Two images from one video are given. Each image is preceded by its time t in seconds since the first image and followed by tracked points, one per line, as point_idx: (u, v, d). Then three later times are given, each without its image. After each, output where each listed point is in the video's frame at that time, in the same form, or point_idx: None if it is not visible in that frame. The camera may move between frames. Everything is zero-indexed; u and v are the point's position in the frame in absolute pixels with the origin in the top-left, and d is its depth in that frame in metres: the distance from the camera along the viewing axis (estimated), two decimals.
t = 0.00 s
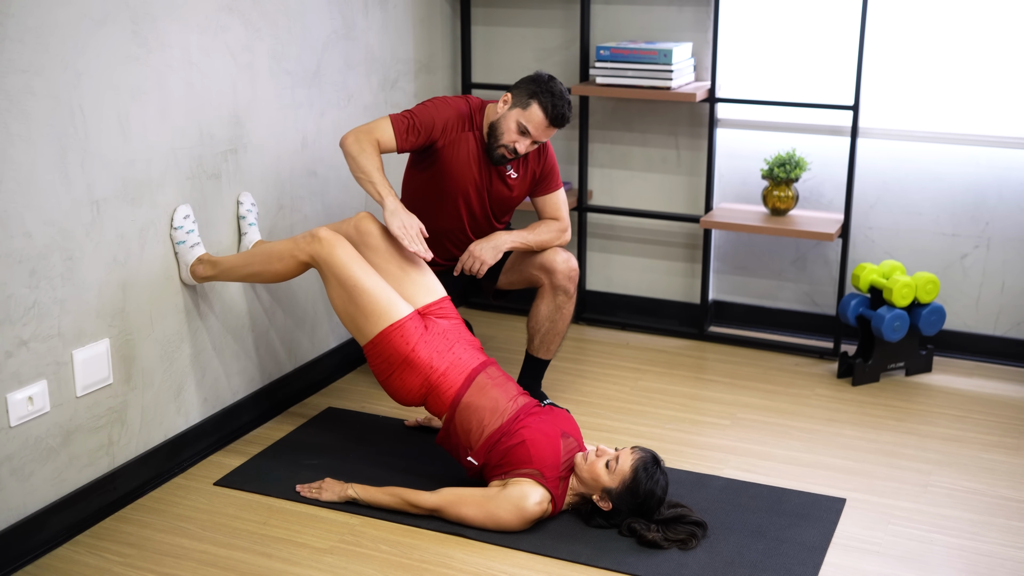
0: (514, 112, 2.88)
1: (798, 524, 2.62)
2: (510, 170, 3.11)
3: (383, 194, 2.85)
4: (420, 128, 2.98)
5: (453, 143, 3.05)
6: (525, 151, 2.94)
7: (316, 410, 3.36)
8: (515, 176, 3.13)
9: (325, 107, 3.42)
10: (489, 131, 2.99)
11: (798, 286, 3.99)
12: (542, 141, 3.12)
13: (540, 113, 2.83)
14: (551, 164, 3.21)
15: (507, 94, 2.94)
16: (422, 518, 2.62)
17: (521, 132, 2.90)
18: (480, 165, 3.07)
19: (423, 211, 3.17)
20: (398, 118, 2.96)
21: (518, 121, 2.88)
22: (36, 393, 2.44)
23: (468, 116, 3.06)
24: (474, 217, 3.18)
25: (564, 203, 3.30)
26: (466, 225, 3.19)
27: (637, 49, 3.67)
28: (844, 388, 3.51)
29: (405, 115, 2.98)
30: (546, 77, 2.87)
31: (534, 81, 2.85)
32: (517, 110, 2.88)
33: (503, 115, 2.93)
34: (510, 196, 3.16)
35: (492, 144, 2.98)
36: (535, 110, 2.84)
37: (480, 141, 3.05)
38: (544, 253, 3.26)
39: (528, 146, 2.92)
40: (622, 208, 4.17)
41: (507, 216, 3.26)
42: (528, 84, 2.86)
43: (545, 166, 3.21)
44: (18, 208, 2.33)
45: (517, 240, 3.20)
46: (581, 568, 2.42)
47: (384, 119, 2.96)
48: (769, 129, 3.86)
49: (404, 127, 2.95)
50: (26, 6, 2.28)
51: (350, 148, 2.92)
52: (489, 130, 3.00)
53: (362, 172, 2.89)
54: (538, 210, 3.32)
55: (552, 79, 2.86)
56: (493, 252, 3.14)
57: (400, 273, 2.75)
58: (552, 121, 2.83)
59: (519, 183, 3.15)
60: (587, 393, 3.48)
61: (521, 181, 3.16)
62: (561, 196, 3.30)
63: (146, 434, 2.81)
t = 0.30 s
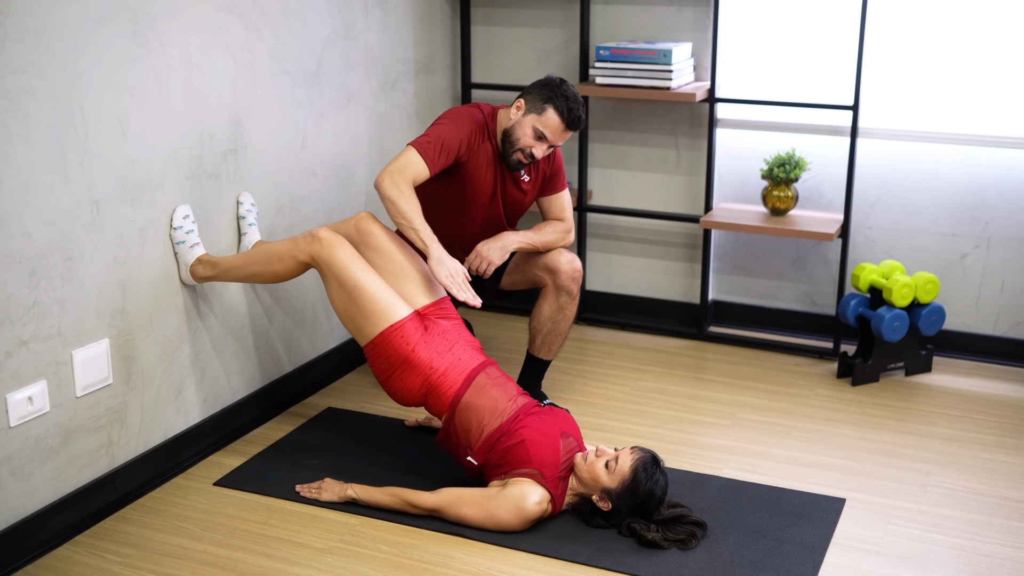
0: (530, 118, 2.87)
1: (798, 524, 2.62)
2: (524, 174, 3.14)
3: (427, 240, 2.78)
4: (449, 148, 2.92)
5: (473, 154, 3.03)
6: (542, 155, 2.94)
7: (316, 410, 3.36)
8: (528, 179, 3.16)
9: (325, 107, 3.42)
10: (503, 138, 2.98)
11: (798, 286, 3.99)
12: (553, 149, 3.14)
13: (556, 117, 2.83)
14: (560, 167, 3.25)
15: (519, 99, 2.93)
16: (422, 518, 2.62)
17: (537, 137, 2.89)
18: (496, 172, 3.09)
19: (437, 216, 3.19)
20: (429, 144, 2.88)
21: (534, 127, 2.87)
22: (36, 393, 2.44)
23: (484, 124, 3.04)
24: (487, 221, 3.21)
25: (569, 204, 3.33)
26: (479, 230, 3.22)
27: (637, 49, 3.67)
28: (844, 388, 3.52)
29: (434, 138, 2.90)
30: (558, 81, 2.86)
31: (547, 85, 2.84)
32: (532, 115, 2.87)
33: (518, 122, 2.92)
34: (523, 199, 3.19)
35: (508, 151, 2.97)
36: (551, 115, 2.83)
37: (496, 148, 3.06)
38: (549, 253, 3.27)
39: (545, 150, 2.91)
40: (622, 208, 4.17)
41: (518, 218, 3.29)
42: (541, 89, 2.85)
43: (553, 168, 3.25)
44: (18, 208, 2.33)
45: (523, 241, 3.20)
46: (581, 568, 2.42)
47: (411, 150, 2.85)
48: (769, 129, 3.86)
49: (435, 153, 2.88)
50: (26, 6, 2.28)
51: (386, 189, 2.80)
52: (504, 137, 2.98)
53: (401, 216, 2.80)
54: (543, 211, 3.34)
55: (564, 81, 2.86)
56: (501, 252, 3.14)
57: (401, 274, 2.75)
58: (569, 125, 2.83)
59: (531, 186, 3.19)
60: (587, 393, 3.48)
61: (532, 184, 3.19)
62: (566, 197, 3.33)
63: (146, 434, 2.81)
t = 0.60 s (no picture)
0: (542, 124, 2.86)
1: (798, 524, 2.62)
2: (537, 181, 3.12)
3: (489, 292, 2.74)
4: (477, 174, 2.90)
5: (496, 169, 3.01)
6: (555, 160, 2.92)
7: (316, 410, 3.36)
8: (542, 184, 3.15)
9: (325, 107, 3.42)
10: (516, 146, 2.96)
11: (798, 286, 3.99)
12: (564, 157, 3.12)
13: (568, 122, 2.81)
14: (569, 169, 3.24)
15: (529, 105, 2.90)
16: (421, 518, 2.62)
17: (551, 142, 2.87)
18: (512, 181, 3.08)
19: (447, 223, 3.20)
20: (465, 176, 2.88)
21: (547, 132, 2.86)
22: (36, 393, 2.44)
23: (499, 135, 3.01)
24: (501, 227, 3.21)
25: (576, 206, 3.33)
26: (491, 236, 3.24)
27: (637, 50, 3.67)
28: (844, 388, 3.52)
29: (467, 169, 2.89)
30: (567, 86, 2.84)
31: (557, 90, 2.83)
32: (544, 121, 2.85)
33: (530, 129, 2.90)
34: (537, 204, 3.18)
35: (522, 159, 2.95)
36: (563, 119, 2.81)
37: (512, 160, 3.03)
38: (557, 254, 3.27)
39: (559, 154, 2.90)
40: (622, 208, 4.17)
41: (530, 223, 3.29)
42: (551, 94, 2.83)
43: (563, 168, 3.23)
44: (18, 208, 2.33)
45: (534, 241, 3.20)
46: (581, 568, 2.42)
47: (458, 193, 2.85)
48: (769, 129, 3.86)
49: (469, 184, 2.88)
50: (26, 6, 2.28)
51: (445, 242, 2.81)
52: (516, 145, 2.96)
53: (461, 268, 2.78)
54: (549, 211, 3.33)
55: (573, 84, 2.84)
56: (512, 255, 3.15)
57: (401, 273, 2.75)
58: (581, 128, 2.81)
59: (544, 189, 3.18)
60: (587, 393, 3.48)
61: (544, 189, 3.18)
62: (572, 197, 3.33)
63: (146, 434, 2.81)
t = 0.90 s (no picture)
0: (546, 132, 2.78)
1: (797, 524, 2.62)
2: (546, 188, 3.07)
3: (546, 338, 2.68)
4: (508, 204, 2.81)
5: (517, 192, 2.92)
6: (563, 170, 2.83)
7: (316, 410, 3.36)
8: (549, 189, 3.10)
9: (324, 107, 3.42)
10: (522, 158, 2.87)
11: (797, 286, 3.99)
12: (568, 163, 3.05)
13: (575, 128, 2.73)
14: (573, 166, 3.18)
15: (533, 115, 2.83)
16: (421, 518, 2.62)
17: (558, 151, 2.79)
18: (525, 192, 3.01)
19: (456, 231, 3.16)
20: (502, 211, 2.79)
21: (553, 141, 2.77)
22: (35, 393, 2.44)
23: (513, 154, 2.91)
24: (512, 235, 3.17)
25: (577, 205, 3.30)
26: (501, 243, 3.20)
27: (636, 50, 3.67)
28: (843, 388, 3.52)
29: (501, 203, 2.80)
30: (570, 92, 2.77)
31: (560, 97, 2.76)
32: (548, 130, 2.77)
33: (535, 139, 2.81)
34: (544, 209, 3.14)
35: (530, 170, 2.86)
36: (568, 126, 2.73)
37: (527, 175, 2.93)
38: (559, 254, 3.28)
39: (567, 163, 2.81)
40: (622, 208, 4.17)
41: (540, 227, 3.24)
42: (555, 102, 2.76)
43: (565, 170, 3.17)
44: (17, 208, 2.33)
45: (539, 241, 3.18)
46: (581, 569, 2.42)
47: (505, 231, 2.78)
48: (769, 129, 3.86)
49: (509, 218, 2.79)
50: (26, 6, 2.28)
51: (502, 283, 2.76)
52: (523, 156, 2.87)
53: (519, 311, 2.73)
54: (551, 211, 3.31)
55: (575, 91, 2.77)
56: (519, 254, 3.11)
57: (400, 274, 2.75)
58: (588, 134, 2.73)
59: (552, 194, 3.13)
60: (587, 393, 3.48)
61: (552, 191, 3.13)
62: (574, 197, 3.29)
63: (145, 434, 2.81)
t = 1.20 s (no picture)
0: (543, 143, 2.72)
1: (797, 524, 2.62)
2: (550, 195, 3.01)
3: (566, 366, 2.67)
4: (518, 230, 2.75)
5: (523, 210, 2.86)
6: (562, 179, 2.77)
7: (316, 410, 3.36)
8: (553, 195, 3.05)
9: (325, 107, 3.42)
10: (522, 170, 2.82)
11: (797, 286, 3.99)
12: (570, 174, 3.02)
13: (571, 137, 2.67)
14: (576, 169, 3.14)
15: (532, 127, 2.78)
16: (421, 518, 2.62)
17: (556, 160, 2.72)
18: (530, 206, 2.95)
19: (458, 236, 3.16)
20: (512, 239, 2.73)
21: (550, 150, 2.71)
22: (35, 393, 2.44)
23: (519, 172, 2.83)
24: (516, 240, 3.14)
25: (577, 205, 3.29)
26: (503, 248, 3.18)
27: (636, 50, 3.67)
28: (843, 388, 3.52)
29: (511, 229, 2.73)
30: (567, 101, 2.71)
31: (557, 107, 2.70)
32: (545, 140, 2.72)
33: (534, 151, 2.76)
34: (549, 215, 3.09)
35: (530, 182, 2.80)
36: (563, 134, 2.67)
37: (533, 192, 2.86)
38: (559, 254, 3.28)
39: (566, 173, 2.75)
40: (622, 208, 4.17)
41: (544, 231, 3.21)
42: (551, 112, 2.71)
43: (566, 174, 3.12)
44: (17, 208, 2.33)
45: (542, 242, 3.18)
46: (580, 569, 2.42)
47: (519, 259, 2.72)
48: (769, 129, 3.86)
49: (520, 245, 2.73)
50: (26, 6, 2.28)
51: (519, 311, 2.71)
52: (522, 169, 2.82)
53: (536, 338, 2.71)
54: (552, 211, 3.30)
55: (573, 100, 2.71)
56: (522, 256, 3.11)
57: (400, 274, 2.75)
58: (584, 142, 2.66)
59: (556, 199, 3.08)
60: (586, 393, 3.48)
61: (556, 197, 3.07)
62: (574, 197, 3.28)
63: (145, 434, 2.81)
